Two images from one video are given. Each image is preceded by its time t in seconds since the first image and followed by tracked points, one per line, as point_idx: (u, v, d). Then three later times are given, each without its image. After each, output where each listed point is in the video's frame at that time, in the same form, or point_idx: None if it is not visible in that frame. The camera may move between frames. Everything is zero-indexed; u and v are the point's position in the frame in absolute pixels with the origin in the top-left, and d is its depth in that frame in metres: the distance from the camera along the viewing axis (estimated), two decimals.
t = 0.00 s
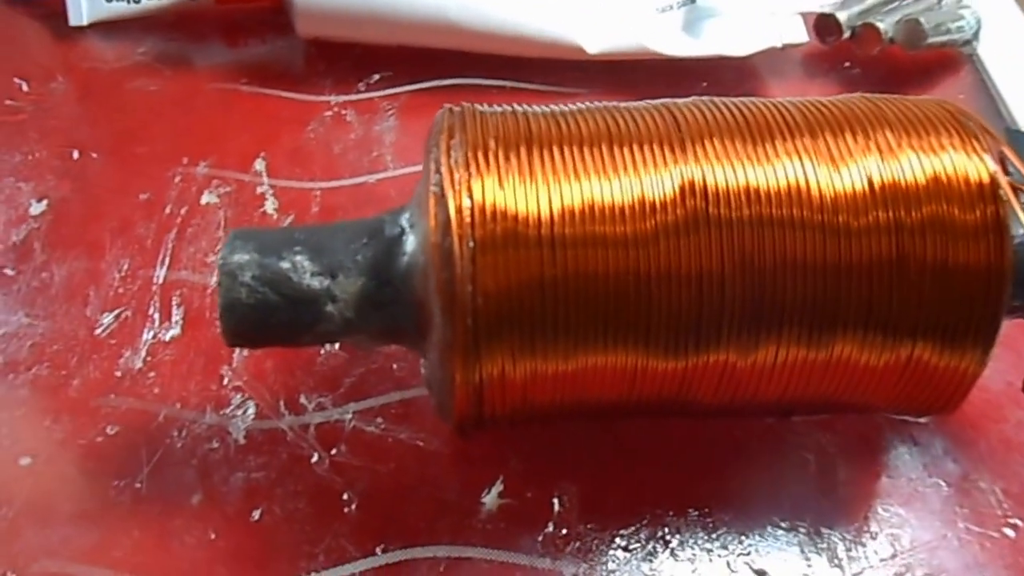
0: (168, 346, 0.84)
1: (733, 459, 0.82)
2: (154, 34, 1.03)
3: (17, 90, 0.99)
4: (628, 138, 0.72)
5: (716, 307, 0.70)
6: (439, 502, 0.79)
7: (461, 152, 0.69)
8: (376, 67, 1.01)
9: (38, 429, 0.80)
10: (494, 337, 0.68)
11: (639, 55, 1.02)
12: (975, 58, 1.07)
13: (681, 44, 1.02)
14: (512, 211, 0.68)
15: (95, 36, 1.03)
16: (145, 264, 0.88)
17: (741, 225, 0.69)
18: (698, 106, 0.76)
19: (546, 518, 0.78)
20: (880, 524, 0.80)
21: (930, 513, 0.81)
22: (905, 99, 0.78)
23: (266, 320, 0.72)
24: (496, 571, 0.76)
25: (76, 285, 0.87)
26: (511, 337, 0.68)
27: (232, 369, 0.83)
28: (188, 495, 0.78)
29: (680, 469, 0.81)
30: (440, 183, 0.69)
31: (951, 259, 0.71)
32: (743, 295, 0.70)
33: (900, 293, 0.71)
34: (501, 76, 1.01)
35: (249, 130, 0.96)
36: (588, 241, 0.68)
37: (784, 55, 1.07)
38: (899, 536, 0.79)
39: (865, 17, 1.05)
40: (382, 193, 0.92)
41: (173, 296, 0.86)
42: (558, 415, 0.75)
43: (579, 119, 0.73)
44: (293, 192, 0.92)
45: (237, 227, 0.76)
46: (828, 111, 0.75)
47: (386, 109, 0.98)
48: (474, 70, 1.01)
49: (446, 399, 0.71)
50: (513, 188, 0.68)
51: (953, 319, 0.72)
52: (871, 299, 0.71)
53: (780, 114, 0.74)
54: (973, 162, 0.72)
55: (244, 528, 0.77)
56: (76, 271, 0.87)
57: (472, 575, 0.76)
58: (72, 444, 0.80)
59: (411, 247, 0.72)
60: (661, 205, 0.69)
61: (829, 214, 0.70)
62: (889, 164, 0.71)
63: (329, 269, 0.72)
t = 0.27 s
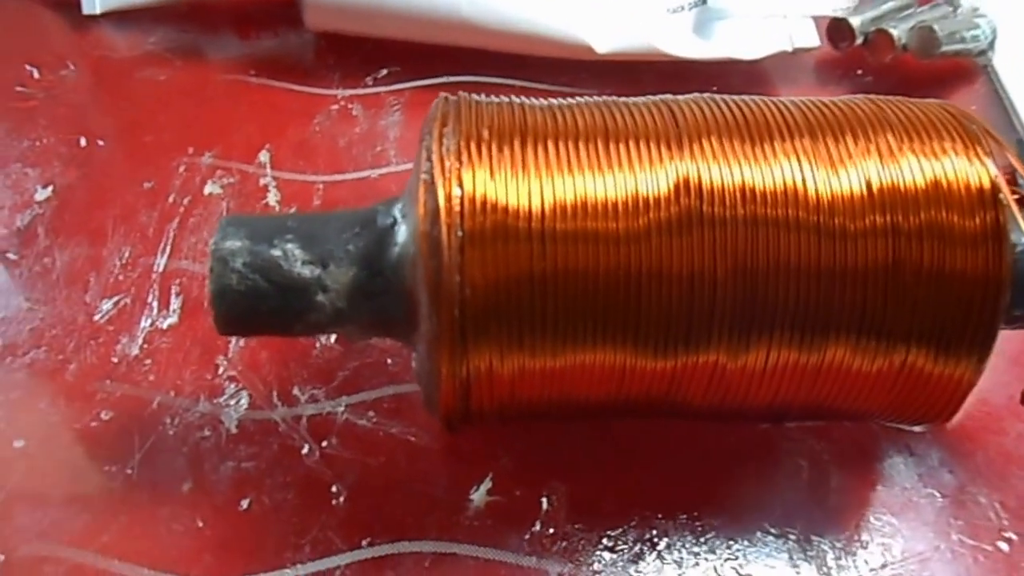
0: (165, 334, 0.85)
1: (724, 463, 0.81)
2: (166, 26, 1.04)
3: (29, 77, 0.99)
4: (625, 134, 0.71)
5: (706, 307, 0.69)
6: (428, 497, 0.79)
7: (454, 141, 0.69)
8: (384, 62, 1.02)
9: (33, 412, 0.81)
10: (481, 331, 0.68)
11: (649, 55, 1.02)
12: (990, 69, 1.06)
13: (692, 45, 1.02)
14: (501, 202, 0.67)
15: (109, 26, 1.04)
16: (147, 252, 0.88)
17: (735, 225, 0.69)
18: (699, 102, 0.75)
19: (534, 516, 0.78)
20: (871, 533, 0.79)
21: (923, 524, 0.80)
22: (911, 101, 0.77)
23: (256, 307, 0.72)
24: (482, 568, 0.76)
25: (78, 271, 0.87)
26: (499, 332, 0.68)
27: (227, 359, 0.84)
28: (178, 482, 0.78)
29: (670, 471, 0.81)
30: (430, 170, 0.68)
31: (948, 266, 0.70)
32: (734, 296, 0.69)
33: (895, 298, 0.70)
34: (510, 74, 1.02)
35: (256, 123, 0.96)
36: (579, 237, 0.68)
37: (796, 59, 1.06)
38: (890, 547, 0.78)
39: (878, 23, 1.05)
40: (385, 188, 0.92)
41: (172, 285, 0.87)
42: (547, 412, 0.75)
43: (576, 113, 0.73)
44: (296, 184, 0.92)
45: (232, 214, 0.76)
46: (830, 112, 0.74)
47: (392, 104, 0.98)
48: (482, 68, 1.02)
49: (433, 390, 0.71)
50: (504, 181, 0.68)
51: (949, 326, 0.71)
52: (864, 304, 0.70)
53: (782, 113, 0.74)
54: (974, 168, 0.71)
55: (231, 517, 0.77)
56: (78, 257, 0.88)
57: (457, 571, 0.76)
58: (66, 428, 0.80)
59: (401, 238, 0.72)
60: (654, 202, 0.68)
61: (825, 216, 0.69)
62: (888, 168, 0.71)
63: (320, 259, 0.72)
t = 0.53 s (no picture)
0: (159, 321, 0.85)
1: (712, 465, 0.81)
2: (171, 16, 1.05)
3: (35, 63, 1.00)
4: (615, 131, 0.70)
5: (692, 307, 0.68)
6: (412, 492, 0.79)
7: (443, 135, 0.68)
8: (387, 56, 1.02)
9: (25, 397, 0.81)
10: (464, 328, 0.68)
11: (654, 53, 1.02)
12: (1000, 73, 1.06)
13: (697, 45, 1.02)
14: (487, 196, 0.67)
15: (116, 15, 1.04)
16: (144, 240, 0.89)
17: (722, 224, 0.68)
18: (691, 102, 0.74)
19: (518, 513, 0.78)
20: (858, 540, 0.78)
21: (912, 532, 0.79)
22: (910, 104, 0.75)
23: (244, 297, 0.72)
24: (464, 563, 0.76)
25: (75, 257, 0.88)
26: (482, 326, 0.68)
27: (219, 348, 0.84)
28: (165, 469, 0.78)
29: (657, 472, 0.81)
30: (418, 164, 0.68)
31: (939, 271, 0.68)
32: (720, 296, 0.68)
33: (885, 302, 0.69)
34: (513, 70, 1.02)
35: (258, 114, 0.97)
36: (564, 233, 0.67)
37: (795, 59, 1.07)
38: (876, 554, 0.78)
39: (886, 25, 1.05)
40: (384, 182, 0.93)
41: (168, 274, 0.87)
42: (532, 408, 0.75)
43: (567, 111, 0.72)
44: (295, 176, 0.93)
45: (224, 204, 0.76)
46: (826, 113, 0.73)
47: (394, 98, 0.99)
48: (485, 63, 1.02)
49: (416, 384, 0.71)
50: (491, 176, 0.67)
51: (939, 332, 0.70)
52: (853, 307, 0.69)
53: (777, 113, 0.73)
54: (969, 173, 0.69)
55: (217, 505, 0.77)
56: (77, 243, 0.89)
57: (439, 566, 0.76)
58: (57, 413, 0.81)
59: (392, 232, 0.72)
60: (641, 200, 0.68)
61: (816, 218, 0.68)
62: (881, 171, 0.69)
63: (309, 250, 0.72)
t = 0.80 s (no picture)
0: (153, 309, 0.86)
1: (700, 464, 0.81)
2: (178, 5, 1.05)
3: (42, 52, 1.01)
4: (598, 128, 0.70)
5: (673, 305, 0.68)
6: (398, 484, 0.79)
7: (426, 129, 0.69)
8: (390, 49, 1.03)
9: (17, 381, 0.82)
10: (443, 322, 0.68)
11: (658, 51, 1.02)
12: (1013, 73, 1.05)
13: (703, 41, 1.02)
14: (467, 190, 0.66)
15: (123, 4, 1.05)
16: (142, 228, 0.90)
17: (704, 223, 0.67)
18: (679, 99, 0.73)
19: (502, 508, 0.78)
20: (844, 543, 0.78)
21: (899, 536, 0.78)
22: (901, 104, 0.74)
23: (230, 287, 0.72)
24: (447, 557, 0.76)
25: (73, 244, 0.89)
26: (462, 321, 0.68)
27: (211, 337, 0.85)
28: (154, 456, 0.79)
29: (645, 469, 0.80)
30: (400, 158, 0.68)
31: (924, 273, 0.68)
32: (702, 294, 0.68)
33: (869, 304, 0.68)
34: (516, 65, 1.02)
35: (260, 106, 0.98)
36: (544, 229, 0.67)
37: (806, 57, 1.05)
38: (862, 558, 0.77)
39: (896, 24, 1.04)
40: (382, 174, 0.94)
41: (164, 262, 0.88)
42: (515, 403, 0.75)
43: (552, 106, 0.72)
44: (293, 167, 0.94)
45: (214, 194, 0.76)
46: (814, 112, 0.72)
47: (395, 91, 0.99)
48: (488, 57, 1.02)
49: (397, 377, 0.71)
50: (472, 170, 0.67)
51: (925, 334, 0.69)
52: (836, 308, 0.68)
53: (764, 112, 0.72)
54: (958, 174, 0.68)
55: (203, 493, 0.78)
56: (75, 230, 0.89)
57: (421, 559, 0.76)
58: (49, 397, 0.81)
59: (376, 224, 0.72)
60: (623, 197, 0.67)
61: (800, 218, 0.67)
62: (868, 171, 0.68)
63: (294, 241, 0.72)
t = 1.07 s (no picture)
0: (149, 297, 0.86)
1: (689, 460, 0.80)
2: None
3: (48, 40, 1.02)
4: (582, 126, 0.71)
5: (655, 303, 0.69)
6: (385, 475, 0.79)
7: (409, 126, 0.69)
8: (393, 39, 1.04)
9: (12, 367, 0.82)
10: (425, 319, 0.69)
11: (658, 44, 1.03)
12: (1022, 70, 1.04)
13: (705, 36, 1.03)
14: (449, 186, 0.67)
15: None
16: (140, 216, 0.90)
17: (685, 222, 0.68)
18: (664, 98, 0.74)
19: (490, 500, 0.78)
20: (833, 542, 0.77)
21: (890, 537, 0.78)
22: (889, 104, 0.75)
23: (217, 278, 0.73)
24: (432, 548, 0.76)
25: (72, 231, 0.90)
26: (444, 316, 0.69)
27: (206, 325, 0.85)
28: (145, 443, 0.80)
29: (633, 464, 0.80)
30: (382, 155, 0.69)
31: (908, 273, 0.68)
32: (683, 293, 0.69)
33: (851, 305, 0.69)
34: (516, 56, 1.03)
35: (262, 96, 0.99)
36: (526, 225, 0.68)
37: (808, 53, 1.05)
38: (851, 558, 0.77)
39: (903, 19, 1.03)
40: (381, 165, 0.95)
41: (161, 250, 0.89)
42: (500, 398, 0.76)
43: (538, 104, 0.72)
44: (292, 157, 0.95)
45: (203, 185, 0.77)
46: (799, 113, 0.73)
47: (397, 82, 1.00)
48: (491, 49, 1.04)
49: (381, 372, 0.72)
50: (454, 167, 0.68)
51: (909, 335, 0.69)
52: (817, 309, 0.69)
53: (749, 112, 0.73)
54: (942, 177, 0.69)
55: (192, 481, 0.78)
56: (75, 217, 0.90)
57: (407, 550, 0.76)
58: (44, 383, 0.82)
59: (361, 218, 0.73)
60: (605, 194, 0.68)
61: (780, 218, 0.68)
62: (852, 172, 0.69)
63: (281, 234, 0.73)
